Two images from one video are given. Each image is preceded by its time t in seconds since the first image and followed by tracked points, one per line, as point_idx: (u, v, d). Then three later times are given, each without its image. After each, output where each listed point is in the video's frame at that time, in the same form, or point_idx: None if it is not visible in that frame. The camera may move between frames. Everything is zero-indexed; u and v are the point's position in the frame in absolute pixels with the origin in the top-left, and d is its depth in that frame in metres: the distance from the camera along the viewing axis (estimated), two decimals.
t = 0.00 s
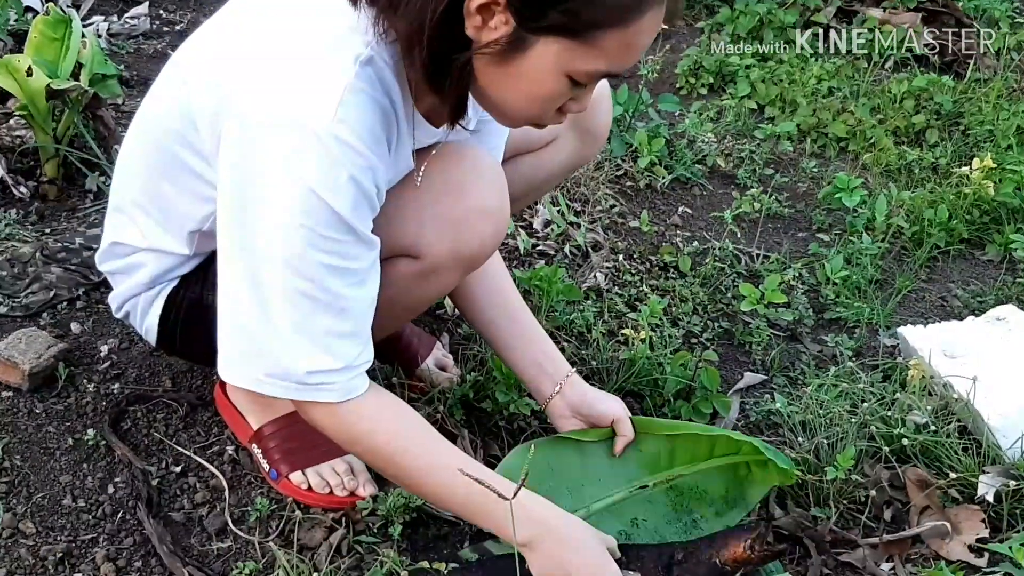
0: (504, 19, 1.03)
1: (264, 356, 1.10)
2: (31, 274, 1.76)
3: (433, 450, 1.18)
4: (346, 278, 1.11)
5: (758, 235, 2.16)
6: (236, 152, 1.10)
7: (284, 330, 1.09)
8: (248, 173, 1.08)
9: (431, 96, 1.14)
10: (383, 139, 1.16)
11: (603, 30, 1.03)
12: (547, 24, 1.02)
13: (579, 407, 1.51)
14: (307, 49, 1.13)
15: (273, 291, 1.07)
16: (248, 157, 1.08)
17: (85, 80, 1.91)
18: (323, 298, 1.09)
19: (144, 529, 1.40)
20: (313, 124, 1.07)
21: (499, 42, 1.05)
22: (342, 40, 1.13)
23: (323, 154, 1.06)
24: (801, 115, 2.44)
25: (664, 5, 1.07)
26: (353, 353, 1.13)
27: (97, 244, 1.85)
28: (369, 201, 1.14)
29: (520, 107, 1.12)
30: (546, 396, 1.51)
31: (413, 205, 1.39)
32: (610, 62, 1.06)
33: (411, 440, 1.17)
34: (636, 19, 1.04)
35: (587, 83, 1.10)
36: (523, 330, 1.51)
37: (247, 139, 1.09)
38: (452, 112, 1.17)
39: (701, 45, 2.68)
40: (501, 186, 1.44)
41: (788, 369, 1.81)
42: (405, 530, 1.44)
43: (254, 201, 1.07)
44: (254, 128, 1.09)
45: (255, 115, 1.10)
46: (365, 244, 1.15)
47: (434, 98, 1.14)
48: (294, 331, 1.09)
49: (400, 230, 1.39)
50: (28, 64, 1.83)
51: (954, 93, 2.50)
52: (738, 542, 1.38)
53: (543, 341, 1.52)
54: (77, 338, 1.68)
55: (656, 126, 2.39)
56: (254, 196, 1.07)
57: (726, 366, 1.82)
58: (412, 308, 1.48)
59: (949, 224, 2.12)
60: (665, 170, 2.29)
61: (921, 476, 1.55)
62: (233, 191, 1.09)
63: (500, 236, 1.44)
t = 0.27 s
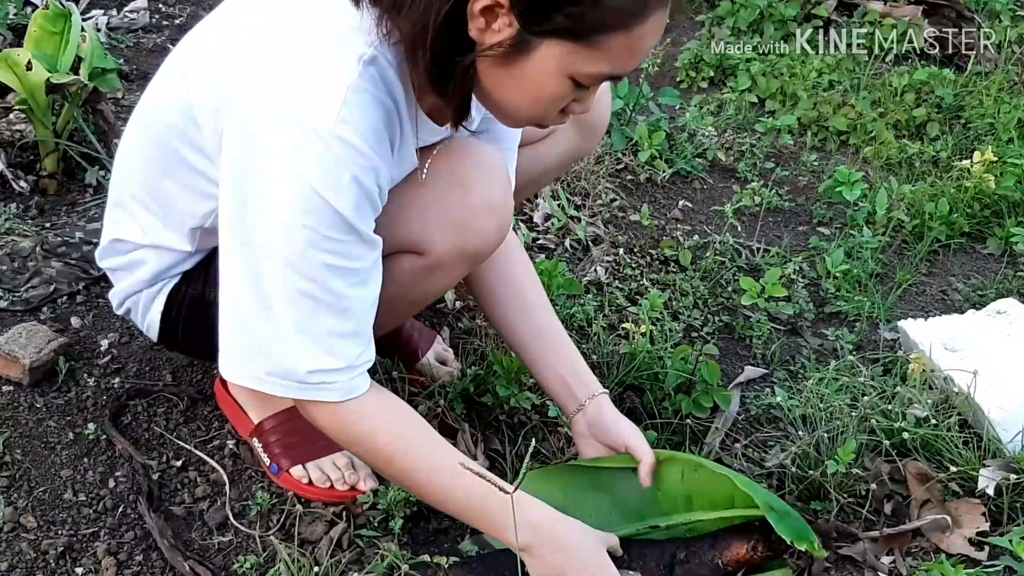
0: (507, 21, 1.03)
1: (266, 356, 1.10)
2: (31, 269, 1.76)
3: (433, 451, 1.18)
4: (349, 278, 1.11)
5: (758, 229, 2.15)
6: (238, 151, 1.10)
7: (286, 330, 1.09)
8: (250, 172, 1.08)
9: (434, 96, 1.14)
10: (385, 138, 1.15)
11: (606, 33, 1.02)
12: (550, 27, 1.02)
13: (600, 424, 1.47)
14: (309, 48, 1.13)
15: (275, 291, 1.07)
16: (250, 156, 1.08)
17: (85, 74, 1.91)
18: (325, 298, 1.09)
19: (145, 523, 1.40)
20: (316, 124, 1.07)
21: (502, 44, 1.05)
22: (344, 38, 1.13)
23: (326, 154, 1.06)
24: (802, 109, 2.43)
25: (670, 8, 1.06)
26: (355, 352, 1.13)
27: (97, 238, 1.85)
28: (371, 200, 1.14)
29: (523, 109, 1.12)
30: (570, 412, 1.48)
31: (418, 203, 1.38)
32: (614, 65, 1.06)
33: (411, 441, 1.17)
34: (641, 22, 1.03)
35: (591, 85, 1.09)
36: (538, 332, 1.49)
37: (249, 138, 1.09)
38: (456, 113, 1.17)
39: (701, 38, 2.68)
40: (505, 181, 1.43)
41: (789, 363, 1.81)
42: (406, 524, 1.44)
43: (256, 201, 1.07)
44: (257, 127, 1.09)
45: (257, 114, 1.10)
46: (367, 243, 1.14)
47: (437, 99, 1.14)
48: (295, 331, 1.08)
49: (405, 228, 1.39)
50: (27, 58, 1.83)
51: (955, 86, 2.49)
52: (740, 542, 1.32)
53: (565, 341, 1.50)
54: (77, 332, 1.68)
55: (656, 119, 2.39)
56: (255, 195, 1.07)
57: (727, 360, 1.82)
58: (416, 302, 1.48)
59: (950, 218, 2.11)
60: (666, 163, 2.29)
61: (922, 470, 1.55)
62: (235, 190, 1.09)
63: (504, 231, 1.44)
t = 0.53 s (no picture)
0: (503, 32, 1.04)
1: (268, 358, 1.12)
2: (34, 272, 1.78)
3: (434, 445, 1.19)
4: (348, 281, 1.13)
5: (755, 232, 2.17)
6: (239, 157, 1.11)
7: (288, 332, 1.10)
8: (250, 178, 1.10)
9: (431, 106, 1.15)
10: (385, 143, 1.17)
11: (602, 42, 1.04)
12: (547, 37, 1.03)
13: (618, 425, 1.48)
14: (309, 55, 1.14)
15: (276, 294, 1.09)
16: (250, 162, 1.10)
17: (87, 78, 1.92)
18: (325, 301, 1.10)
19: (147, 523, 1.42)
20: (315, 130, 1.08)
21: (499, 55, 1.07)
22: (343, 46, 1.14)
23: (324, 159, 1.08)
24: (798, 112, 2.45)
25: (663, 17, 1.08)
26: (355, 354, 1.14)
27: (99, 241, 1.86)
28: (371, 204, 1.15)
29: (519, 118, 1.14)
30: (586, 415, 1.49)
31: (419, 205, 1.40)
32: (609, 74, 1.08)
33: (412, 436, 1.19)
34: (635, 31, 1.05)
35: (587, 95, 1.11)
36: (547, 336, 1.51)
37: (250, 144, 1.11)
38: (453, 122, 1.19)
39: (698, 42, 2.70)
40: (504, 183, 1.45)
41: (785, 365, 1.83)
42: (405, 524, 1.46)
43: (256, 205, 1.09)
44: (257, 133, 1.11)
45: (257, 120, 1.11)
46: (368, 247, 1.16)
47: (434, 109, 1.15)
48: (296, 334, 1.10)
49: (406, 231, 1.40)
50: (30, 63, 1.85)
51: (950, 90, 2.51)
52: (738, 541, 1.35)
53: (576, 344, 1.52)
54: (79, 334, 1.70)
55: (654, 123, 2.40)
56: (256, 200, 1.09)
57: (723, 362, 1.83)
58: (415, 305, 1.50)
59: (945, 221, 2.13)
60: (663, 167, 2.31)
61: (916, 471, 1.57)
62: (236, 195, 1.11)
63: (504, 233, 1.45)
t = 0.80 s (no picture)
0: (506, 37, 1.04)
1: (271, 356, 1.12)
2: (36, 270, 1.78)
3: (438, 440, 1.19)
4: (351, 279, 1.12)
5: (756, 232, 2.17)
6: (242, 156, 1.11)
7: (291, 331, 1.10)
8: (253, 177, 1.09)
9: (434, 108, 1.16)
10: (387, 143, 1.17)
11: (604, 47, 1.04)
12: (549, 42, 1.03)
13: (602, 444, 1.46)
14: (312, 55, 1.14)
15: (279, 293, 1.09)
16: (254, 161, 1.10)
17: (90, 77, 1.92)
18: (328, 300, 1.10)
19: (149, 522, 1.42)
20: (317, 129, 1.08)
21: (501, 59, 1.07)
22: (345, 46, 1.14)
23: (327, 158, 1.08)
24: (799, 112, 2.45)
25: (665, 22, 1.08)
26: (358, 353, 1.14)
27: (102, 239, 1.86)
28: (373, 203, 1.15)
29: (522, 122, 1.13)
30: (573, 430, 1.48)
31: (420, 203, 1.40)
32: (611, 78, 1.08)
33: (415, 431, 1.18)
34: (637, 36, 1.05)
35: (589, 99, 1.11)
36: (542, 342, 1.50)
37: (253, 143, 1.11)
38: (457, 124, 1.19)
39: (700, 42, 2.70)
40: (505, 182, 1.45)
41: (786, 365, 1.83)
42: (407, 523, 1.46)
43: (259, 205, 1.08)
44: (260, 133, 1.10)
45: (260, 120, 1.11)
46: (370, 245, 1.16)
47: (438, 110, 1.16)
48: (299, 333, 1.10)
49: (406, 228, 1.40)
50: (33, 61, 1.85)
51: (951, 91, 2.51)
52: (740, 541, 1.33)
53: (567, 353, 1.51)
54: (82, 332, 1.70)
55: (655, 123, 2.40)
56: (260, 199, 1.09)
57: (724, 362, 1.84)
58: (415, 304, 1.50)
59: (946, 222, 2.13)
60: (664, 167, 2.31)
61: (918, 471, 1.57)
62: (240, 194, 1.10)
63: (504, 233, 1.46)
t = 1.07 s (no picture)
0: (496, 13, 1.05)
1: (250, 333, 1.12)
2: (32, 265, 1.78)
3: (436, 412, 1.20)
4: (333, 259, 1.12)
5: (753, 223, 2.17)
6: (230, 133, 1.11)
7: (270, 308, 1.10)
8: (239, 155, 1.09)
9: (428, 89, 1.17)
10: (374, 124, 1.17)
11: (592, 23, 1.03)
12: (537, 17, 1.03)
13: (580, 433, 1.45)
14: (304, 35, 1.14)
15: (261, 270, 1.08)
16: (241, 139, 1.10)
17: (85, 71, 1.92)
18: (308, 279, 1.10)
19: (146, 515, 1.42)
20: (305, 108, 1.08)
21: (492, 36, 1.07)
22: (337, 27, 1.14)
23: (313, 137, 1.07)
24: (796, 104, 2.45)
25: None
26: (338, 333, 1.14)
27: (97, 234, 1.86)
28: (359, 184, 1.15)
29: (516, 102, 1.13)
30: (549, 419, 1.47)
31: (410, 190, 1.40)
32: (602, 56, 1.07)
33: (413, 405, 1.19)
34: (627, 12, 1.04)
35: (581, 78, 1.10)
36: (523, 332, 1.49)
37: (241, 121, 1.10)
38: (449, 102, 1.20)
39: (696, 34, 2.69)
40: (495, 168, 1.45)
41: (783, 357, 1.83)
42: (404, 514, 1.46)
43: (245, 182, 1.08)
44: (249, 111, 1.10)
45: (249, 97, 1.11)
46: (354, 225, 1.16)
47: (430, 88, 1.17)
48: (279, 311, 1.10)
49: (397, 216, 1.40)
50: (28, 56, 1.85)
51: (947, 82, 2.51)
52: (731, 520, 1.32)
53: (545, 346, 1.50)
54: (78, 327, 1.70)
55: (652, 115, 2.40)
56: (245, 176, 1.09)
57: (721, 353, 1.84)
58: (407, 294, 1.50)
59: (943, 213, 2.13)
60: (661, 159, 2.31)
61: (915, 461, 1.58)
62: (225, 171, 1.10)
63: (496, 218, 1.45)
